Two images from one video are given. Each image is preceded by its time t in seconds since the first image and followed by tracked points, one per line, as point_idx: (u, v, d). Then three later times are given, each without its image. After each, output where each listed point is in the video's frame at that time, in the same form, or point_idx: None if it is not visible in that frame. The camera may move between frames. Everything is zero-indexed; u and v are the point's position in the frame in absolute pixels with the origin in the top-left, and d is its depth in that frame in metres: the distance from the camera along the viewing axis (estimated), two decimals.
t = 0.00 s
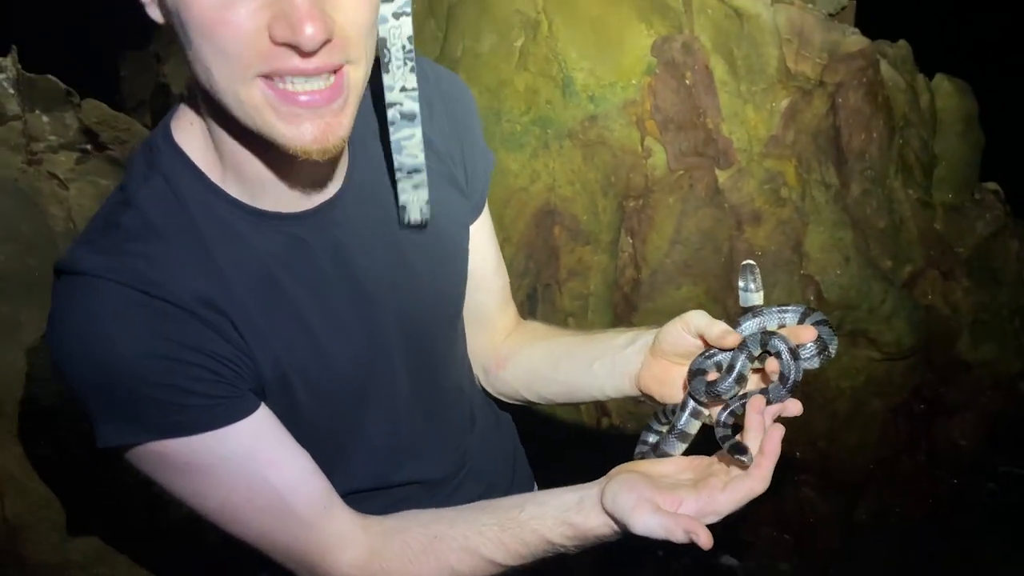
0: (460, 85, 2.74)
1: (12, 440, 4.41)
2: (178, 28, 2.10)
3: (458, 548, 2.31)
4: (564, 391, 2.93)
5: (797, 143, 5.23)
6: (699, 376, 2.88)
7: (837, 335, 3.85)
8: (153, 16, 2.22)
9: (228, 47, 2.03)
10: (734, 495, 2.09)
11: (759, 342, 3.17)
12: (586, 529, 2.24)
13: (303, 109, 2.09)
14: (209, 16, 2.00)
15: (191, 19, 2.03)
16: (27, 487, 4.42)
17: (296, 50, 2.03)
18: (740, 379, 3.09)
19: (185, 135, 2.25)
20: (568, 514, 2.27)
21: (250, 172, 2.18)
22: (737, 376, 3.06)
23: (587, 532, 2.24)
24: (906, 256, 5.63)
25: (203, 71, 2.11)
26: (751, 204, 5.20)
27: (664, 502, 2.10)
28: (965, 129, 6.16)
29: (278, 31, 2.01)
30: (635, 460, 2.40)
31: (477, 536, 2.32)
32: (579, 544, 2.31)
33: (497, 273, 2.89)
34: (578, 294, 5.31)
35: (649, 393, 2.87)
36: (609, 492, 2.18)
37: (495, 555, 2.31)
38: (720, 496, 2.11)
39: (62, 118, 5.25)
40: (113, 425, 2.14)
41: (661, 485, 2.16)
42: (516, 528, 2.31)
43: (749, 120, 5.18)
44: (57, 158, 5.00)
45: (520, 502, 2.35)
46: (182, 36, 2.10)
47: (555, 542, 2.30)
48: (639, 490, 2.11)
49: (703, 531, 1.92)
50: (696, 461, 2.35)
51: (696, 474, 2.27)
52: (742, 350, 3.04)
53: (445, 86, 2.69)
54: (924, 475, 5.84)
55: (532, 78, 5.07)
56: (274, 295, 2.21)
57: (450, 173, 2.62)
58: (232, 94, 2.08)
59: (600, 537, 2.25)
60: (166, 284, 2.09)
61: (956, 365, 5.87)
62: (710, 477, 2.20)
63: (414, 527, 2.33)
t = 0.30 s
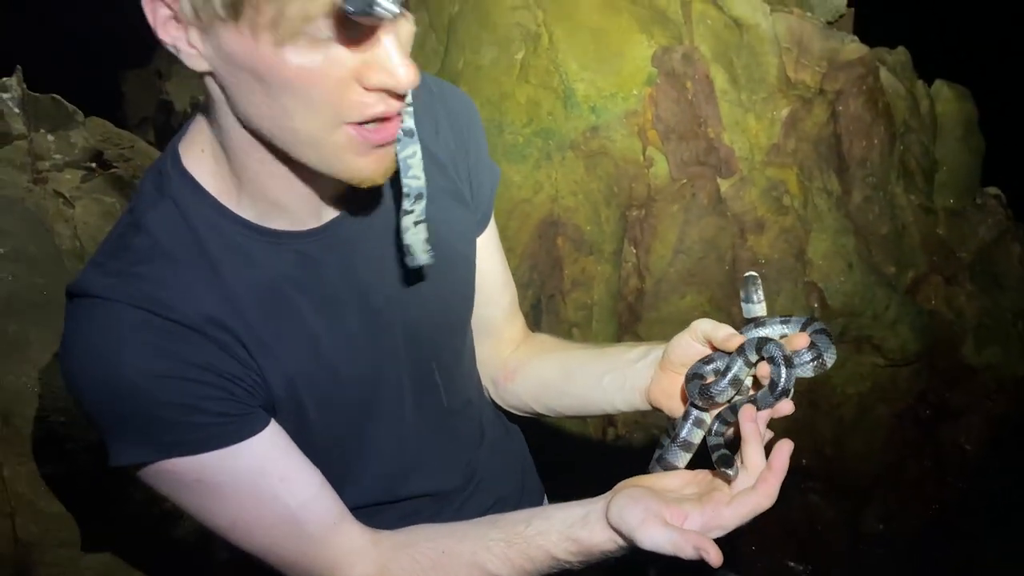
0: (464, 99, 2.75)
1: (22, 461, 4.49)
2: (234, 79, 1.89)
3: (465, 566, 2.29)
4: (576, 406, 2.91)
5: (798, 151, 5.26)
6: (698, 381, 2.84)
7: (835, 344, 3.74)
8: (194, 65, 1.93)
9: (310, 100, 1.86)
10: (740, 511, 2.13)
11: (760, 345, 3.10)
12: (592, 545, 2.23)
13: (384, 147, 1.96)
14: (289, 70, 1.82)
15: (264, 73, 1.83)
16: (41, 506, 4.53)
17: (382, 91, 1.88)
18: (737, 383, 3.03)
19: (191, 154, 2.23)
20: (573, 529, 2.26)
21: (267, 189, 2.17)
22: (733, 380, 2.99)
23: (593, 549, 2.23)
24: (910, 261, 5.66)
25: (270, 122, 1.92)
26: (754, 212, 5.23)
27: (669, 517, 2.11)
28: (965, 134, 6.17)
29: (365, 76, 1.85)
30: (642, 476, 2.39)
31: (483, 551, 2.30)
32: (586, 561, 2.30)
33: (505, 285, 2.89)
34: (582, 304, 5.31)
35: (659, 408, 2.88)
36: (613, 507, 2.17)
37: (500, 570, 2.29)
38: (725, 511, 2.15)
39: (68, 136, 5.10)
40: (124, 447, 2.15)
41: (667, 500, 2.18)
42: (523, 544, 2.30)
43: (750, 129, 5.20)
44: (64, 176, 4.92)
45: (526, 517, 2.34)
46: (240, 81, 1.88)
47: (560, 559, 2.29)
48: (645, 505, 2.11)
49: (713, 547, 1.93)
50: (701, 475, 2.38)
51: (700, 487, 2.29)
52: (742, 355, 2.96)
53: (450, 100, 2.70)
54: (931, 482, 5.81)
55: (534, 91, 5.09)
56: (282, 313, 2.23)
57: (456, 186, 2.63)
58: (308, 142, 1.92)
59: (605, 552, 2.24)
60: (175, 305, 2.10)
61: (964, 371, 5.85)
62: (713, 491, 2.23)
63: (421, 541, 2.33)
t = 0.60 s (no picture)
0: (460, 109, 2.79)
1: (28, 477, 4.51)
2: (282, 121, 2.00)
3: None
4: (584, 411, 2.92)
5: (798, 160, 5.26)
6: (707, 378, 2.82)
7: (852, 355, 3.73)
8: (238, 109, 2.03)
9: (362, 142, 2.01)
10: (754, 534, 2.18)
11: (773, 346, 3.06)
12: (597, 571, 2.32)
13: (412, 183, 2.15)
14: (349, 115, 1.96)
15: (319, 118, 1.97)
16: (46, 522, 4.55)
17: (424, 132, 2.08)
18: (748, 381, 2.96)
19: (192, 178, 2.24)
20: (580, 558, 2.33)
21: (276, 211, 2.20)
22: (745, 378, 2.92)
23: None
24: (911, 268, 5.66)
25: (313, 160, 2.04)
26: (755, 221, 5.23)
27: (683, 540, 2.17)
28: (965, 140, 6.19)
29: (412, 117, 2.02)
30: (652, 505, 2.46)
31: None
32: None
33: (507, 295, 2.91)
34: (584, 313, 5.34)
35: (670, 410, 2.87)
36: (624, 534, 2.21)
37: None
38: (739, 536, 2.19)
39: (71, 152, 5.10)
40: (131, 474, 2.14)
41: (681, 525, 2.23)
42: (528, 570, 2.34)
43: (751, 138, 5.20)
44: (67, 193, 4.94)
45: (532, 543, 2.38)
46: (289, 124, 2.00)
47: None
48: (658, 529, 2.17)
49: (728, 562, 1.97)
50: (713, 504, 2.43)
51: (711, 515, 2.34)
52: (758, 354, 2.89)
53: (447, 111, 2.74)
54: (935, 489, 5.82)
55: (534, 102, 5.10)
56: (285, 334, 2.25)
57: (453, 198, 2.68)
58: (347, 180, 2.07)
59: None
60: (179, 329, 2.11)
61: (964, 376, 5.87)
62: (727, 517, 2.30)
63: (431, 562, 2.33)
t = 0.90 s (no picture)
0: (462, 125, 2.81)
1: (29, 490, 4.50)
2: (293, 148, 1.99)
3: None
4: (599, 418, 2.90)
5: (797, 168, 5.28)
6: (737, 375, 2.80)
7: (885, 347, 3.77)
8: (245, 137, 2.00)
9: (372, 162, 2.01)
10: (768, 513, 2.21)
11: (798, 343, 3.09)
12: None
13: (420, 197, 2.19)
14: (360, 141, 1.96)
15: (331, 143, 1.95)
16: (46, 535, 4.53)
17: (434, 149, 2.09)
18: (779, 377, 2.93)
19: (193, 198, 2.24)
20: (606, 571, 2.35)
21: (280, 231, 2.21)
22: (775, 374, 2.90)
23: None
24: (911, 276, 5.67)
25: (325, 181, 2.04)
26: (755, 229, 5.24)
27: (701, 541, 2.19)
28: (965, 148, 6.20)
29: (421, 136, 2.02)
30: (655, 505, 2.49)
31: None
32: None
33: (513, 308, 2.91)
34: (585, 323, 5.30)
35: (691, 408, 2.87)
36: (646, 547, 2.26)
37: None
38: (753, 519, 2.24)
39: (71, 167, 5.16)
40: (133, 491, 2.13)
41: (693, 525, 2.26)
42: None
43: (750, 147, 5.21)
44: (68, 207, 4.98)
45: (552, 557, 2.40)
46: (300, 151, 1.99)
47: None
48: (676, 538, 2.21)
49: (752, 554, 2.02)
50: (716, 494, 2.50)
51: (715, 505, 2.40)
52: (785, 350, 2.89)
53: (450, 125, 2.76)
54: (938, 496, 5.81)
55: (532, 112, 5.13)
56: (288, 348, 2.25)
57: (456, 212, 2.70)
58: (361, 198, 2.08)
59: None
60: (182, 346, 2.10)
61: (965, 383, 5.87)
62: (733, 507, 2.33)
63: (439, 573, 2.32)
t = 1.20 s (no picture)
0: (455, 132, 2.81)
1: (30, 503, 4.48)
2: (298, 163, 1.99)
3: None
4: (615, 416, 2.89)
5: (796, 176, 5.29)
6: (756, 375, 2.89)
7: (876, 312, 3.89)
8: (249, 155, 2.00)
9: (378, 171, 2.01)
10: (783, 526, 2.27)
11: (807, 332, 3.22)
12: None
13: (420, 206, 2.21)
14: (365, 152, 1.96)
15: (336, 156, 1.96)
16: (49, 549, 4.50)
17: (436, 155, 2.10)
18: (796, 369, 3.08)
19: (195, 213, 2.24)
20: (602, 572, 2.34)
21: (283, 242, 2.21)
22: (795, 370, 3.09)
23: None
24: (912, 283, 5.65)
25: (329, 196, 2.05)
26: (755, 237, 5.24)
27: (710, 552, 2.20)
28: (964, 155, 6.20)
29: (424, 143, 2.03)
30: (652, 492, 2.47)
31: None
32: None
33: (516, 312, 2.93)
34: (585, 332, 5.32)
35: (712, 401, 2.87)
36: (647, 548, 2.25)
37: None
38: (765, 528, 2.27)
39: (71, 178, 5.17)
40: (141, 505, 2.13)
41: (700, 532, 2.26)
42: None
43: (748, 155, 5.22)
44: (68, 219, 5.00)
45: (547, 557, 2.37)
46: (306, 166, 1.99)
47: None
48: (684, 547, 2.19)
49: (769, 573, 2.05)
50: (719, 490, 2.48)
51: (721, 505, 2.40)
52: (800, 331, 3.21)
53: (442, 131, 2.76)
54: (942, 503, 5.78)
55: (532, 122, 5.11)
56: (292, 358, 2.25)
57: (455, 217, 2.71)
58: (365, 208, 2.09)
59: None
60: (186, 358, 2.11)
61: (967, 389, 5.85)
62: (742, 511, 2.35)
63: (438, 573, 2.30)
